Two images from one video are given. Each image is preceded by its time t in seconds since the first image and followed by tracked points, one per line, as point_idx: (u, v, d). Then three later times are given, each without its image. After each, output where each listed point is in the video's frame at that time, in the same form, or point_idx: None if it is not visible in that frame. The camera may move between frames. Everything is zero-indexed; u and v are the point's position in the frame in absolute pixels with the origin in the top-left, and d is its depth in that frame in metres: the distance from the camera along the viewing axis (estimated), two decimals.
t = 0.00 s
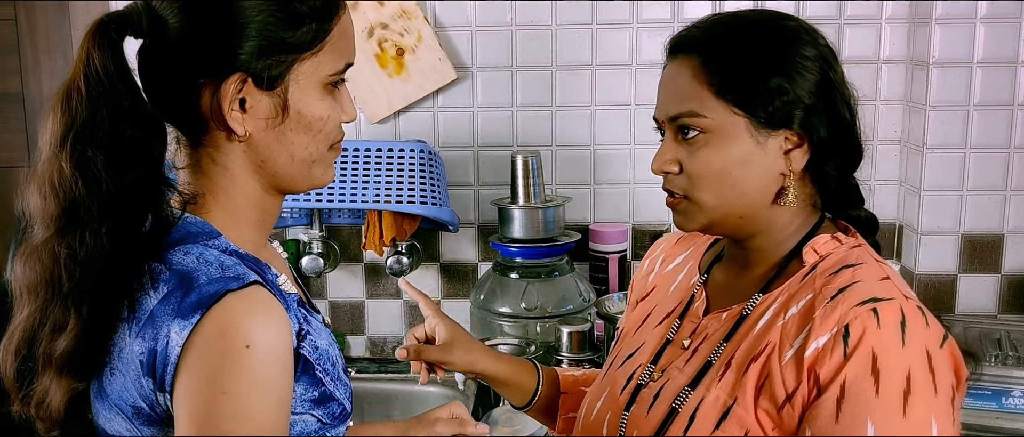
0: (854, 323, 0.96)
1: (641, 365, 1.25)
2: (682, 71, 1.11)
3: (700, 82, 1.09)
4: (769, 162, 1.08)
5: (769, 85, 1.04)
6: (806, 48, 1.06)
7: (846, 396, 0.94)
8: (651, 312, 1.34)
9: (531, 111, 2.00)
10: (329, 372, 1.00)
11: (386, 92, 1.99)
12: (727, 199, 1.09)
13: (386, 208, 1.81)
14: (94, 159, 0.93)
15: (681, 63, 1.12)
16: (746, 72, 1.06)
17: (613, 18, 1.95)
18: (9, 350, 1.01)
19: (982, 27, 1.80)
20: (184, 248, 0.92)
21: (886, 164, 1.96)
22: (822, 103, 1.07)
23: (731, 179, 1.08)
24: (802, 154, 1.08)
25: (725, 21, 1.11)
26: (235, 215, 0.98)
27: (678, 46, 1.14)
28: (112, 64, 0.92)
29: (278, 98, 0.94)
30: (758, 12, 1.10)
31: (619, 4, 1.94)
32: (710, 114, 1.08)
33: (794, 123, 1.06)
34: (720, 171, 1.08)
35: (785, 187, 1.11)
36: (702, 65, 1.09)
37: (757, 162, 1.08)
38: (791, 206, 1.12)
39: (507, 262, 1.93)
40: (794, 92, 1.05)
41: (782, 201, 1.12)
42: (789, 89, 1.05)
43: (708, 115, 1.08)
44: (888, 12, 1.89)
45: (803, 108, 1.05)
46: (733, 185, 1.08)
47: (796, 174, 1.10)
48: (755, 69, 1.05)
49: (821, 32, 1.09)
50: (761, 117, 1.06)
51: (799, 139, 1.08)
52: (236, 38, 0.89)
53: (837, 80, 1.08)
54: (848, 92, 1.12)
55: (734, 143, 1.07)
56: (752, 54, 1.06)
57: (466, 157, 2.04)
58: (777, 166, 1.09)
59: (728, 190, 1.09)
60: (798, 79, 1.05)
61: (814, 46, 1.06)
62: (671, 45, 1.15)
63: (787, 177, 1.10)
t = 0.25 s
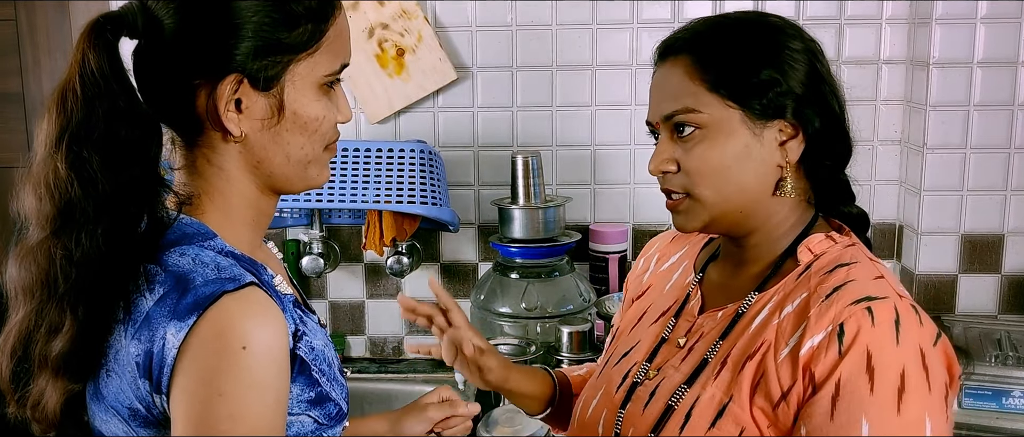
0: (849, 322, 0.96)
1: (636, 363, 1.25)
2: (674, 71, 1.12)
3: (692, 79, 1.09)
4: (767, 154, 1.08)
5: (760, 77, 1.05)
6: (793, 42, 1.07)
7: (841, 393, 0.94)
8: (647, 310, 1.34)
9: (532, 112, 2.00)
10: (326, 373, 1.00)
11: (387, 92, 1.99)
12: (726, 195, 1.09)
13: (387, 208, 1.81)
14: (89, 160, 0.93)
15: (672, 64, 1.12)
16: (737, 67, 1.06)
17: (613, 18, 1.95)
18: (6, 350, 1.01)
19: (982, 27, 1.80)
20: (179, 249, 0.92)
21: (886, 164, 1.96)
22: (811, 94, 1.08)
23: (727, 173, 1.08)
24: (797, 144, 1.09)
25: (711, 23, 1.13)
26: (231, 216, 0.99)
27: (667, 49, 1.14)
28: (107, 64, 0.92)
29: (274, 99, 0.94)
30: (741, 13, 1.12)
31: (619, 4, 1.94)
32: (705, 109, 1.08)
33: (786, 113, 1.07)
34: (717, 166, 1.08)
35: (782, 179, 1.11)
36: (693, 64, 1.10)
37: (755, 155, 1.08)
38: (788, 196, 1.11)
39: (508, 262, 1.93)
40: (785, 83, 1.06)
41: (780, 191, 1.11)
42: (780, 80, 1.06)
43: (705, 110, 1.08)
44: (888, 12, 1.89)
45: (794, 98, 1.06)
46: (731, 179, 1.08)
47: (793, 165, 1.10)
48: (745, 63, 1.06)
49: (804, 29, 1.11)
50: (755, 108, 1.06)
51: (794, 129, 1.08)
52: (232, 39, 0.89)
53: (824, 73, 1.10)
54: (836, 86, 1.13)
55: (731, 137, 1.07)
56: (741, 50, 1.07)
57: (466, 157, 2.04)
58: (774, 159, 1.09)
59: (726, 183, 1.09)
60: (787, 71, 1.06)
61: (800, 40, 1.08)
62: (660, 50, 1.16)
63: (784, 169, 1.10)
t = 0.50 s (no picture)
0: (842, 315, 0.97)
1: (632, 363, 1.25)
2: (667, 73, 1.11)
3: (686, 82, 1.09)
4: (758, 158, 1.09)
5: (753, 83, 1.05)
6: (788, 45, 1.07)
7: (836, 387, 0.94)
8: (642, 310, 1.34)
9: (532, 112, 2.00)
10: (322, 373, 1.00)
11: (388, 92, 1.99)
12: (718, 196, 1.10)
13: (388, 208, 1.81)
14: (86, 161, 0.94)
15: (666, 65, 1.12)
16: (730, 71, 1.06)
17: (613, 19, 1.95)
18: (3, 351, 1.01)
19: (982, 27, 1.80)
20: (176, 250, 0.92)
21: (887, 165, 1.96)
22: (804, 99, 1.08)
23: (718, 175, 1.09)
24: (788, 149, 1.09)
25: (706, 23, 1.12)
26: (228, 216, 0.99)
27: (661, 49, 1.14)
28: (104, 64, 0.92)
29: (271, 100, 0.94)
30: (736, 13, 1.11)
31: (620, 4, 1.94)
32: (697, 112, 1.08)
33: (779, 119, 1.07)
34: (707, 168, 1.08)
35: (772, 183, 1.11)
36: (687, 66, 1.10)
37: (746, 158, 1.08)
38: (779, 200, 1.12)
39: (508, 263, 1.93)
40: (778, 88, 1.06)
41: (771, 195, 1.12)
42: (773, 85, 1.06)
43: (696, 114, 1.08)
44: (889, 13, 1.89)
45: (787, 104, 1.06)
46: (723, 180, 1.09)
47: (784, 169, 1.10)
48: (739, 68, 1.06)
49: (799, 31, 1.11)
50: (747, 114, 1.06)
51: (785, 134, 1.09)
52: (230, 40, 0.89)
53: (817, 76, 1.10)
54: (829, 89, 1.13)
55: (722, 140, 1.08)
56: (736, 53, 1.07)
57: (466, 157, 2.04)
58: (764, 163, 1.09)
59: (717, 184, 1.09)
60: (781, 76, 1.06)
61: (795, 44, 1.08)
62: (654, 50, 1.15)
63: (775, 173, 1.10)
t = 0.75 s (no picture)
0: (835, 316, 0.97)
1: (627, 364, 1.25)
2: (662, 69, 1.11)
3: (681, 78, 1.09)
4: (750, 155, 1.09)
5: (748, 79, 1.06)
6: (783, 44, 1.08)
7: (829, 388, 0.94)
8: (636, 311, 1.34)
9: (532, 112, 2.00)
10: (320, 373, 1.00)
11: (387, 92, 1.99)
12: (708, 192, 1.10)
13: (388, 208, 1.81)
14: (87, 159, 0.94)
15: (661, 62, 1.12)
16: (725, 67, 1.07)
17: (614, 18, 1.95)
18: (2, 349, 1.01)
19: (982, 27, 1.80)
20: (176, 249, 0.93)
21: (887, 164, 1.96)
22: (798, 97, 1.09)
23: (710, 172, 1.08)
24: (780, 147, 1.09)
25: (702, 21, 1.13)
26: (228, 215, 0.99)
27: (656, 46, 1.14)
28: (106, 63, 0.92)
29: (273, 100, 0.94)
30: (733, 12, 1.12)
31: (620, 4, 1.94)
32: (691, 108, 1.08)
33: (772, 116, 1.07)
34: (700, 164, 1.08)
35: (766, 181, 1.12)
36: (682, 62, 1.10)
37: (738, 154, 1.08)
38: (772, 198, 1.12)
39: (508, 262, 1.93)
40: (772, 85, 1.06)
41: (763, 194, 1.12)
42: (767, 82, 1.06)
43: (690, 109, 1.08)
44: (889, 13, 1.89)
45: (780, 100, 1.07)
46: (715, 177, 1.09)
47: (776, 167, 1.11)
48: (734, 64, 1.06)
49: (794, 32, 1.12)
50: (741, 110, 1.06)
51: (778, 132, 1.09)
52: (232, 40, 0.89)
53: (811, 77, 1.11)
54: (823, 91, 1.14)
55: (715, 137, 1.08)
56: (731, 50, 1.07)
57: (466, 157, 2.04)
58: (756, 160, 1.10)
59: (710, 181, 1.09)
60: (775, 73, 1.06)
61: (790, 43, 1.09)
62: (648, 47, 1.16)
63: (768, 170, 1.11)
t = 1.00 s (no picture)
0: (828, 313, 0.97)
1: (623, 365, 1.25)
2: (647, 71, 1.12)
3: (665, 77, 1.10)
4: (742, 147, 1.09)
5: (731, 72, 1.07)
6: (765, 38, 1.09)
7: (823, 384, 0.95)
8: (632, 313, 1.34)
9: (532, 112, 2.00)
10: (318, 373, 1.00)
11: (387, 92, 1.99)
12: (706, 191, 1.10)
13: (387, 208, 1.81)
14: (91, 157, 0.93)
15: (645, 63, 1.13)
16: (709, 63, 1.08)
17: (614, 18, 1.95)
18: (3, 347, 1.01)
19: (983, 27, 1.80)
20: (176, 248, 0.93)
21: (887, 164, 1.96)
22: (784, 88, 1.09)
23: (703, 169, 1.09)
24: (772, 136, 1.09)
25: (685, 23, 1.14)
26: (229, 214, 0.99)
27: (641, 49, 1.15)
28: (110, 61, 0.91)
29: (276, 99, 0.94)
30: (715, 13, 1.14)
31: (620, 4, 1.94)
32: (680, 105, 1.09)
33: (759, 105, 1.08)
34: (693, 161, 1.08)
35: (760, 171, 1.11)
36: (666, 62, 1.11)
37: (730, 148, 1.08)
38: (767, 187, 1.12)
39: (508, 262, 1.94)
40: (756, 77, 1.07)
41: (760, 183, 1.12)
42: (751, 73, 1.07)
43: (678, 106, 1.09)
44: (889, 12, 1.89)
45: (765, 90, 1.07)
46: (709, 174, 1.09)
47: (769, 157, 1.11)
48: (717, 59, 1.07)
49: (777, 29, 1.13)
50: (728, 102, 1.07)
51: (768, 120, 1.09)
52: (236, 39, 0.89)
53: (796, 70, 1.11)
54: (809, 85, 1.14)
55: (705, 132, 1.08)
56: (714, 47, 1.08)
57: (466, 157, 2.04)
58: (749, 151, 1.09)
59: (704, 179, 1.09)
60: (759, 66, 1.07)
61: (772, 37, 1.10)
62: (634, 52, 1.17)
63: (761, 161, 1.10)
